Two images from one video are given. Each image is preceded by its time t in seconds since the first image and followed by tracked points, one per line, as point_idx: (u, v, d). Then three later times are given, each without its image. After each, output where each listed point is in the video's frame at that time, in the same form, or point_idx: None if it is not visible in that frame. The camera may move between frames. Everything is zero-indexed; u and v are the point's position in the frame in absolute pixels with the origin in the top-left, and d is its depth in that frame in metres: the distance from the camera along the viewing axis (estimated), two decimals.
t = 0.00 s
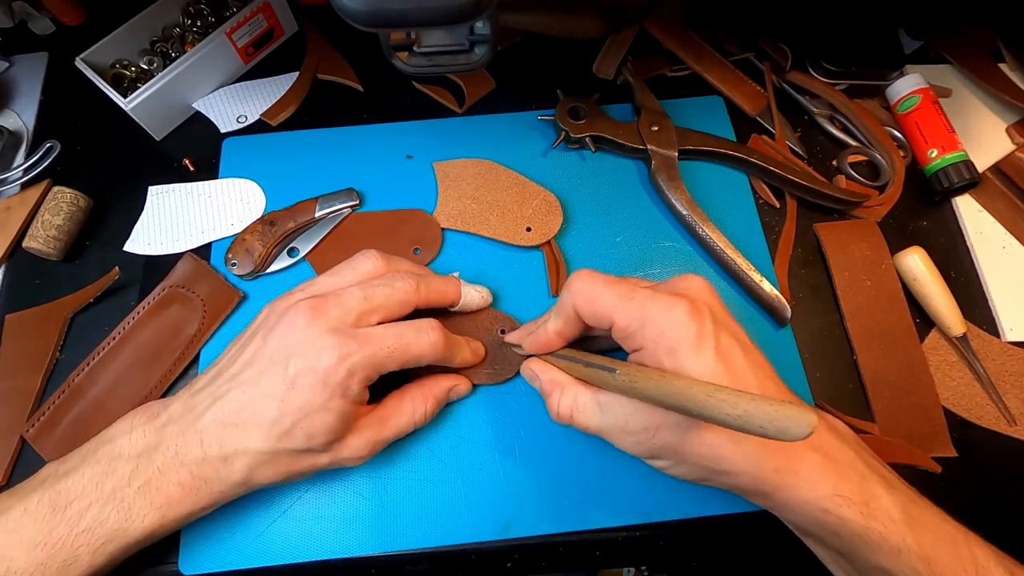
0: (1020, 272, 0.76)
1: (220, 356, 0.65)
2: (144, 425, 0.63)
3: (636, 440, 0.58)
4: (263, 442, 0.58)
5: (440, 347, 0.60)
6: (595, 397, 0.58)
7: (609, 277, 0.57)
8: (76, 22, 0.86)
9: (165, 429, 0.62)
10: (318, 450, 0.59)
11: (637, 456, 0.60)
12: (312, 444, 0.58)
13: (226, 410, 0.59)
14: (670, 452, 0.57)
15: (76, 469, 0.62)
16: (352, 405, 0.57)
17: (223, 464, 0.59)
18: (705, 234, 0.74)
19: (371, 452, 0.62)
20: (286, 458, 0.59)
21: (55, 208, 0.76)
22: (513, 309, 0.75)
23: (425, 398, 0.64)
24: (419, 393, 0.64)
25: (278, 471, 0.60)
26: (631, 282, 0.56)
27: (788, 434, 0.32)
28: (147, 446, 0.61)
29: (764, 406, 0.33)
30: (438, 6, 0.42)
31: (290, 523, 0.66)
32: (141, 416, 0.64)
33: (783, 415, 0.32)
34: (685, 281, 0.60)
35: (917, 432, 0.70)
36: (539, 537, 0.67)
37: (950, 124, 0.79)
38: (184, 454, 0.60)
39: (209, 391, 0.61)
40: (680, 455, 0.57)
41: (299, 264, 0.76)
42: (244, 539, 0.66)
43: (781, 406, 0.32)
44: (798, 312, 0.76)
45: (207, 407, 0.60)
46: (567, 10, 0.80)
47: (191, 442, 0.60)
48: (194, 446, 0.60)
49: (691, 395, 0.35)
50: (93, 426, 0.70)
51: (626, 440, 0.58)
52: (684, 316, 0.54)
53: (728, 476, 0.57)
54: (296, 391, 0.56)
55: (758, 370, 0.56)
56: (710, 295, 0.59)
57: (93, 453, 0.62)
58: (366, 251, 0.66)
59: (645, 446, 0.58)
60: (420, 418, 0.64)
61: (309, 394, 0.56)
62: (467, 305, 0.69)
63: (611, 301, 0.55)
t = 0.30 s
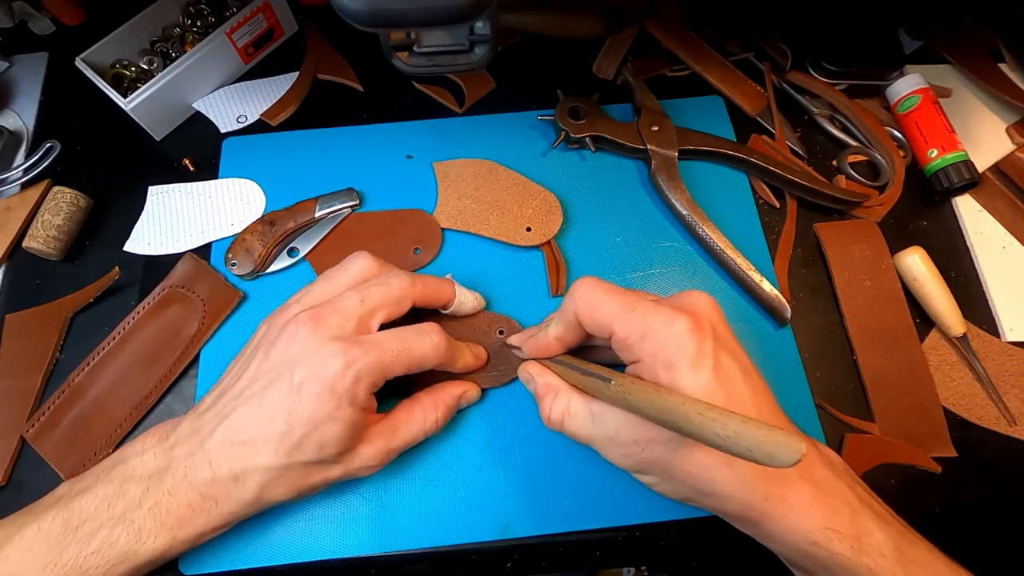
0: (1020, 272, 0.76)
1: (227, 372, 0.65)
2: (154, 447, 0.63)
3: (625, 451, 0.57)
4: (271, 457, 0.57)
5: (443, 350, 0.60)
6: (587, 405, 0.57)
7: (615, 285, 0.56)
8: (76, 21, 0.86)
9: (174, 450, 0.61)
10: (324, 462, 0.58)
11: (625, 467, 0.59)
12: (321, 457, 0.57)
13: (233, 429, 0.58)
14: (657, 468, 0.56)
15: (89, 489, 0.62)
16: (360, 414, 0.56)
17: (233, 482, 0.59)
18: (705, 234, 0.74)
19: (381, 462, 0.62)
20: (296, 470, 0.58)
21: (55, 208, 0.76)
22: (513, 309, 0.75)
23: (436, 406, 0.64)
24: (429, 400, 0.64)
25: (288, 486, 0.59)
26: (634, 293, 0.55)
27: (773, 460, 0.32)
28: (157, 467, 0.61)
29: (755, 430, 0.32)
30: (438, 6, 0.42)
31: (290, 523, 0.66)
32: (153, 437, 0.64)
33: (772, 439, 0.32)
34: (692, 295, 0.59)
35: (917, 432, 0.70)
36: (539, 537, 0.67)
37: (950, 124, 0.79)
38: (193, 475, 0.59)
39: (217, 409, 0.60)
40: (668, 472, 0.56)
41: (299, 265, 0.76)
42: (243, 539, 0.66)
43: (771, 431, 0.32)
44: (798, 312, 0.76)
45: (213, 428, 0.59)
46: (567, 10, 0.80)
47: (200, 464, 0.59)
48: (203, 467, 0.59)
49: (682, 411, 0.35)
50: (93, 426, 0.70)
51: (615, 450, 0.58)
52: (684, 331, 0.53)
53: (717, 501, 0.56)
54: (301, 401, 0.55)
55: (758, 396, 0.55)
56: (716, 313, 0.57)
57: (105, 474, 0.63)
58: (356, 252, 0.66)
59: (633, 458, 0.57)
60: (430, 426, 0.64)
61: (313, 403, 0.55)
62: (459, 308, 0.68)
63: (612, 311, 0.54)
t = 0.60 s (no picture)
0: (1020, 272, 0.76)
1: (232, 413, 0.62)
2: (170, 495, 0.60)
3: (607, 474, 0.55)
4: (291, 498, 0.54)
5: (450, 361, 0.59)
6: (575, 424, 0.56)
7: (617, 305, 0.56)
8: (76, 21, 0.86)
9: (189, 497, 0.58)
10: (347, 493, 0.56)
11: (605, 490, 0.57)
12: (343, 490, 0.55)
13: (248, 472, 0.55)
14: (638, 495, 0.54)
15: (107, 539, 0.60)
16: (377, 439, 0.55)
17: (255, 526, 0.56)
18: (705, 234, 0.74)
19: (402, 486, 0.61)
20: (320, 505, 0.56)
21: (55, 208, 0.76)
22: (513, 309, 0.75)
23: (452, 421, 0.63)
24: (443, 415, 0.63)
25: (314, 523, 0.57)
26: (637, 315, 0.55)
27: (747, 507, 0.33)
28: (174, 516, 0.58)
29: (735, 476, 0.34)
30: (438, 6, 0.42)
31: (303, 556, 0.65)
32: (167, 484, 0.62)
33: (749, 488, 0.33)
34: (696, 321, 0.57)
35: (917, 432, 0.70)
36: (539, 536, 0.68)
37: (950, 124, 0.79)
38: (211, 524, 0.56)
39: (229, 451, 0.58)
40: (649, 501, 0.54)
41: (299, 265, 0.76)
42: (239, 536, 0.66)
43: (750, 480, 0.33)
44: (798, 312, 0.76)
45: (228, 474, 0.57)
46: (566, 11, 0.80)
47: (218, 511, 0.56)
48: (222, 515, 0.56)
49: (667, 445, 0.36)
50: (93, 425, 0.70)
51: (597, 472, 0.56)
52: (681, 360, 0.52)
53: (698, 537, 0.54)
54: (317, 434, 0.53)
55: (750, 432, 0.53)
56: (718, 344, 0.56)
57: (123, 523, 0.60)
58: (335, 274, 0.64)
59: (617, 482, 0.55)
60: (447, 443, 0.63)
61: (331, 437, 0.53)
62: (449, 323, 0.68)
63: (612, 331, 0.54)
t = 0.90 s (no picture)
0: (1020, 272, 0.76)
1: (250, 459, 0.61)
2: (203, 552, 0.58)
3: (591, 495, 0.56)
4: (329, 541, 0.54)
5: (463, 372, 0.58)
6: (566, 442, 0.55)
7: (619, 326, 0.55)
8: (76, 21, 0.86)
9: (223, 553, 0.56)
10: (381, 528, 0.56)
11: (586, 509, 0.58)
12: (377, 523, 0.55)
13: (284, 521, 0.54)
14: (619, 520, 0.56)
15: None
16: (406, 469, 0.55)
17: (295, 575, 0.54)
18: (705, 234, 0.74)
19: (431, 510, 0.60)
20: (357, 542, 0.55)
21: (55, 208, 0.76)
22: (512, 309, 0.75)
23: (474, 437, 0.62)
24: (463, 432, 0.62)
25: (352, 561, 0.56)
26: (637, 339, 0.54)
27: (719, 559, 0.34)
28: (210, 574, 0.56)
29: (713, 523, 0.34)
30: (437, 6, 0.42)
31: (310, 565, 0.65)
32: (200, 540, 0.59)
33: (724, 539, 0.34)
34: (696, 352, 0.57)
35: (917, 432, 0.70)
36: (539, 536, 0.68)
37: (950, 124, 0.79)
38: None
39: (257, 503, 0.56)
40: (630, 528, 0.56)
41: (298, 265, 0.76)
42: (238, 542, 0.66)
43: (726, 531, 0.34)
44: (798, 313, 0.76)
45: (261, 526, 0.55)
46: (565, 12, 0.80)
47: (255, 566, 0.54)
48: (258, 569, 0.54)
49: (650, 485, 0.37)
50: (93, 425, 0.70)
51: (581, 492, 0.56)
52: (675, 393, 0.52)
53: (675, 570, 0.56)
54: (344, 475, 0.53)
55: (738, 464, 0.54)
56: (717, 379, 0.56)
57: None
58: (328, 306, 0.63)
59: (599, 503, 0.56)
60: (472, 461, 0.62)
61: (356, 475, 0.53)
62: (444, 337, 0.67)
63: (610, 354, 0.53)
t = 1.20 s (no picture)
0: (1020, 272, 0.76)
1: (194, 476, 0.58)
2: None
3: (602, 478, 0.54)
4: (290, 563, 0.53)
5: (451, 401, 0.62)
6: (574, 423, 0.54)
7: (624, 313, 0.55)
8: (76, 21, 0.86)
9: None
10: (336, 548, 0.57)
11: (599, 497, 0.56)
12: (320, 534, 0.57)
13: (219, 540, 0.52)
14: (632, 505, 0.53)
15: None
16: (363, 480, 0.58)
17: None
18: (705, 234, 0.74)
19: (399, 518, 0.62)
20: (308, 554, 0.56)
21: (55, 208, 0.76)
22: (511, 309, 0.75)
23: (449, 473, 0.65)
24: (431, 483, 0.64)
25: None
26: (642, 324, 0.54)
27: (730, 495, 0.32)
28: None
29: (720, 462, 0.32)
30: (437, 5, 0.42)
31: None
32: None
33: (732, 474, 0.32)
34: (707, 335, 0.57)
35: (917, 432, 0.70)
36: (539, 536, 0.67)
37: (949, 124, 0.79)
38: None
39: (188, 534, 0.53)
40: (642, 512, 0.53)
41: (297, 266, 0.76)
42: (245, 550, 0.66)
43: (735, 466, 0.32)
44: (798, 313, 0.76)
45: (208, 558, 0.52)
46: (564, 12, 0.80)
47: None
48: None
49: (655, 437, 0.36)
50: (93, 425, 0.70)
51: (590, 474, 0.54)
52: (687, 365, 0.52)
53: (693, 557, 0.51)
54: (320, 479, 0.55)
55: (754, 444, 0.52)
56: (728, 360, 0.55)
57: None
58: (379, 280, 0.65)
59: (611, 487, 0.54)
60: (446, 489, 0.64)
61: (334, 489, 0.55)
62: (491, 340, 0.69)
63: (613, 336, 0.53)
